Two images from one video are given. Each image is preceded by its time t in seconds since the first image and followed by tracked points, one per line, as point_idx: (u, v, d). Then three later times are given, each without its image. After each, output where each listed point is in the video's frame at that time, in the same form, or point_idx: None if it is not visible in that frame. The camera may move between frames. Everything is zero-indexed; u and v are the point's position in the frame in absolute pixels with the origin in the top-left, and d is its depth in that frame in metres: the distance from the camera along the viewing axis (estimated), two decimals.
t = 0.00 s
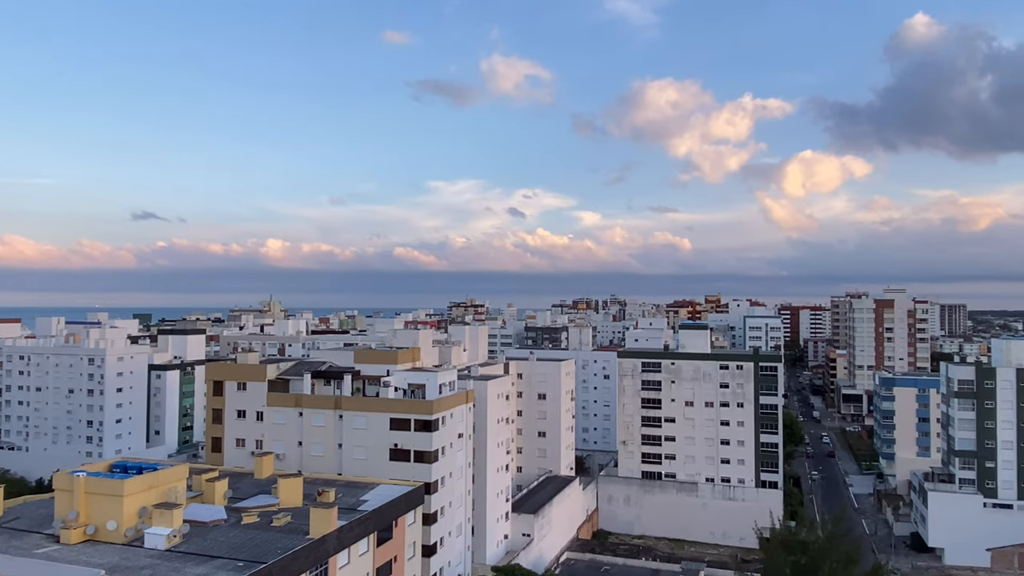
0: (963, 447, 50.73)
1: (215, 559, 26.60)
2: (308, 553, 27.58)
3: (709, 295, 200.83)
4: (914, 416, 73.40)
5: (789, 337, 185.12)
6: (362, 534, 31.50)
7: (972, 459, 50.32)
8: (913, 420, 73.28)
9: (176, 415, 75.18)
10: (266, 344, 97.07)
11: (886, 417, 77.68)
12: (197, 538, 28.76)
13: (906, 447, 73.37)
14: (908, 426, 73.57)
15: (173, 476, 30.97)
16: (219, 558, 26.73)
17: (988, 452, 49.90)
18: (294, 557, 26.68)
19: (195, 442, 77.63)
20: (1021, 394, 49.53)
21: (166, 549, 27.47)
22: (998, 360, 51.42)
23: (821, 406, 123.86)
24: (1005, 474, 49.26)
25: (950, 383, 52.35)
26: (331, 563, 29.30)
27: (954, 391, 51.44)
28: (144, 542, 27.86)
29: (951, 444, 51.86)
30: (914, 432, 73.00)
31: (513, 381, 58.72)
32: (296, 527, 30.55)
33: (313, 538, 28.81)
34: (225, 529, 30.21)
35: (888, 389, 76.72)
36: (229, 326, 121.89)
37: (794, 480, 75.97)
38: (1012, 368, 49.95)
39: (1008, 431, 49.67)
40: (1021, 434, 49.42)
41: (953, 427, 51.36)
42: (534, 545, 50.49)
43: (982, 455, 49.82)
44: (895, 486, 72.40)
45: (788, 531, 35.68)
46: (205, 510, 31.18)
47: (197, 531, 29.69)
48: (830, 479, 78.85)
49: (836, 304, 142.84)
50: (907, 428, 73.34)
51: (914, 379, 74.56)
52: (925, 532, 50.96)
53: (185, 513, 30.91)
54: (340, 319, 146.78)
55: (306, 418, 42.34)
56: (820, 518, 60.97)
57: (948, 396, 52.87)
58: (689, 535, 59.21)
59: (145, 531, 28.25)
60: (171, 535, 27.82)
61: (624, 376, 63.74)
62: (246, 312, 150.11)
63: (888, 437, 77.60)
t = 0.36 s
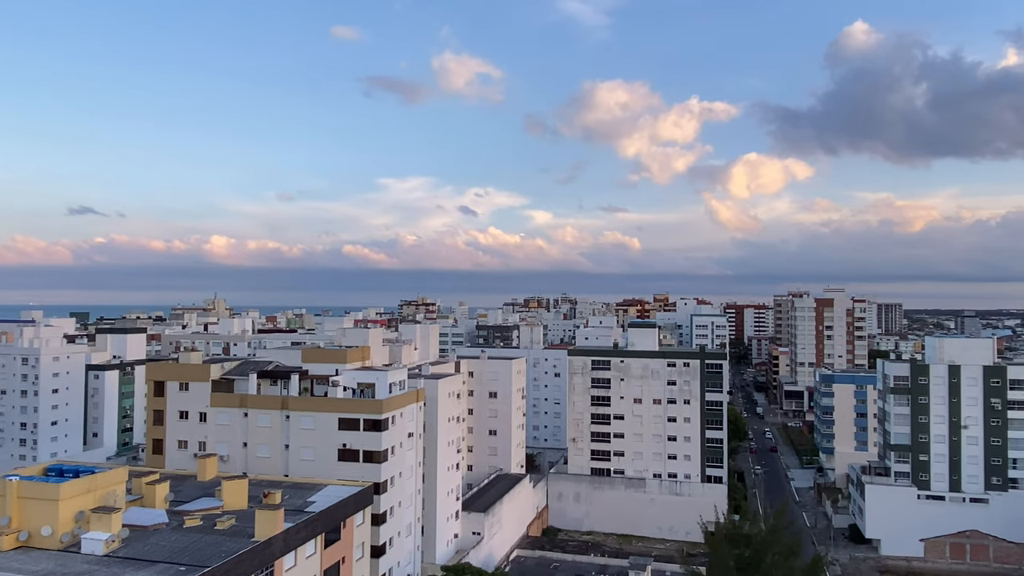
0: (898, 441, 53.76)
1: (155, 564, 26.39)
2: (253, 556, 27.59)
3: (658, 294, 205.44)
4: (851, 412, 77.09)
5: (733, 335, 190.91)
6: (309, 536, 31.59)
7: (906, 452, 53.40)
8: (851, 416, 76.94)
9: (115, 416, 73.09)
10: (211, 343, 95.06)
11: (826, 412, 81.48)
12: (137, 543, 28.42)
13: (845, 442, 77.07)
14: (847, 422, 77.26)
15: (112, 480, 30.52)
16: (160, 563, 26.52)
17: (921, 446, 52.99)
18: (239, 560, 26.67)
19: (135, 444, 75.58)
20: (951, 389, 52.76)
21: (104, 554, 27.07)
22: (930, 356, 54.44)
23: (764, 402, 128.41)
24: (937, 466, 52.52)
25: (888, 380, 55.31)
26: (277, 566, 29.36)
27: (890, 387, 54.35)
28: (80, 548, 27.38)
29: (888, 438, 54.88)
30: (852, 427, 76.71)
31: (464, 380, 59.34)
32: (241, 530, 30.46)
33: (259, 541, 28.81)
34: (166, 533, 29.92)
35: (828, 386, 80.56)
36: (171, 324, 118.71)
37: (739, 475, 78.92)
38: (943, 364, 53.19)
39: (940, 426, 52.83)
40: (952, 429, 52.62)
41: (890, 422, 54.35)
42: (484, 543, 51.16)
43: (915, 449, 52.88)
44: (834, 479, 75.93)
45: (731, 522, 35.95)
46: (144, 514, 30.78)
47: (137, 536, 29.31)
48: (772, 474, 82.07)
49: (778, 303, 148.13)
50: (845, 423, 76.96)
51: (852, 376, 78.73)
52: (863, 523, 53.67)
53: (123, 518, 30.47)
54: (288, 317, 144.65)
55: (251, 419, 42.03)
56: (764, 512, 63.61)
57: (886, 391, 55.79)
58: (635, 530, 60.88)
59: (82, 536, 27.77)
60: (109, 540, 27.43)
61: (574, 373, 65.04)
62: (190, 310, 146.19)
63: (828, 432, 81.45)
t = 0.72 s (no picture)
0: (828, 436, 56.98)
1: (84, 573, 26.19)
2: (187, 562, 27.64)
3: (599, 293, 209.54)
4: (784, 408, 81.05)
5: (672, 333, 196.51)
6: (244, 542, 31.76)
7: (836, 447, 56.65)
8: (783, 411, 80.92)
9: (39, 421, 70.34)
10: (141, 344, 92.28)
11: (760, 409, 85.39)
12: (64, 552, 28.13)
13: (778, 437, 81.07)
14: (779, 418, 81.21)
15: (36, 487, 30.08)
16: (88, 571, 26.35)
17: (849, 440, 56.40)
18: (171, 566, 26.72)
19: (60, 449, 72.91)
20: (877, 385, 56.43)
21: (27, 564, 26.69)
22: (859, 353, 58.25)
23: (701, 399, 132.97)
24: (864, 460, 56.04)
25: (818, 377, 58.56)
26: (211, 572, 29.41)
27: (821, 384, 57.66)
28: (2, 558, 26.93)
29: (818, 433, 57.99)
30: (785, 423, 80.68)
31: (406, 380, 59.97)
32: (173, 537, 30.42)
33: (192, 546, 28.83)
34: (94, 541, 29.65)
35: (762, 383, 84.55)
36: (99, 324, 114.51)
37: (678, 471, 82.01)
38: (871, 361, 56.84)
39: (866, 421, 56.46)
40: (878, 424, 56.28)
41: (821, 418, 57.42)
42: (426, 544, 51.86)
43: (844, 443, 56.15)
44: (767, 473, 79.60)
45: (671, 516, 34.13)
46: (70, 522, 30.42)
47: (63, 544, 28.97)
48: (708, 469, 85.40)
49: (715, 302, 153.55)
50: (778, 420, 80.91)
51: (785, 373, 82.71)
52: (795, 516, 56.70)
53: (48, 526, 30.09)
54: (224, 316, 141.25)
55: (184, 422, 41.69)
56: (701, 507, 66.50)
57: (817, 388, 59.04)
58: (576, 527, 62.75)
59: (3, 546, 27.31)
60: (33, 549, 27.07)
61: (517, 372, 66.39)
62: (120, 309, 141.18)
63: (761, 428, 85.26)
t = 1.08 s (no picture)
0: (734, 430, 62.50)
1: None
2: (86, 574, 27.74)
3: (518, 293, 213.91)
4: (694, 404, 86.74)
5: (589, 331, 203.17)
6: (148, 551, 32.02)
7: (741, 441, 62.22)
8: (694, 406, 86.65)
9: None
10: (35, 346, 88.09)
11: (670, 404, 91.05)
12: None
13: (688, 432, 86.68)
14: (690, 413, 86.86)
15: None
16: None
17: (754, 434, 61.95)
18: None
19: None
20: (780, 381, 62.12)
21: None
22: (764, 351, 63.79)
23: (617, 396, 138.85)
24: (768, 453, 61.65)
25: (726, 374, 64.16)
26: None
27: (729, 380, 63.11)
28: None
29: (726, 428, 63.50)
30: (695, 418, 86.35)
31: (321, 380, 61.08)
32: (70, 548, 30.41)
33: (90, 558, 28.85)
34: None
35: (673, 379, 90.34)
36: None
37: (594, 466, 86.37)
38: (774, 358, 62.52)
39: (770, 415, 62.12)
40: (781, 417, 61.98)
41: (729, 413, 62.97)
42: (340, 548, 53.11)
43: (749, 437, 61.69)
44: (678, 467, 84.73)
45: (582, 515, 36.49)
46: None
47: None
48: (623, 464, 90.10)
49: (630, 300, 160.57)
50: (689, 416, 86.52)
51: (695, 371, 88.61)
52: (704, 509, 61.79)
53: None
54: (127, 316, 135.78)
55: (82, 428, 41.49)
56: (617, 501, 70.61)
57: (724, 385, 64.59)
58: (493, 525, 65.49)
59: None
60: None
61: (437, 372, 68.48)
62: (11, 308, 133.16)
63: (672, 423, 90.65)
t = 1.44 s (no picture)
0: (633, 424, 67.44)
1: None
2: None
3: (421, 291, 215.08)
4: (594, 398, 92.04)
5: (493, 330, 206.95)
6: (20, 565, 28.61)
7: (639, 434, 67.22)
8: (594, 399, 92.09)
9: None
10: None
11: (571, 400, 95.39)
12: None
13: (589, 427, 91.76)
14: (591, 407, 92.13)
15: None
16: None
17: (651, 428, 67.10)
18: None
19: None
20: (675, 375, 67.64)
21: None
22: (660, 346, 69.38)
23: (520, 393, 143.07)
24: (664, 446, 66.93)
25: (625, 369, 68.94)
26: None
27: (628, 376, 67.87)
28: None
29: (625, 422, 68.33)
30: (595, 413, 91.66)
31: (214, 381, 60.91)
32: None
33: None
34: None
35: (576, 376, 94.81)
36: None
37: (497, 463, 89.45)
38: (669, 354, 68.02)
39: (665, 409, 67.40)
40: (675, 411, 67.45)
41: (628, 408, 67.77)
42: (234, 554, 53.24)
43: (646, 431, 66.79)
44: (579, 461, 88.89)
45: (489, 512, 39.19)
46: None
47: None
48: (526, 460, 93.98)
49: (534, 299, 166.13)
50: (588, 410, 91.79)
51: (595, 367, 93.88)
52: (604, 502, 66.53)
53: None
54: None
55: None
56: (518, 497, 74.21)
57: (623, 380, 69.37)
58: (395, 525, 67.45)
59: None
60: None
61: (338, 372, 69.52)
62: None
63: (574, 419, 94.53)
